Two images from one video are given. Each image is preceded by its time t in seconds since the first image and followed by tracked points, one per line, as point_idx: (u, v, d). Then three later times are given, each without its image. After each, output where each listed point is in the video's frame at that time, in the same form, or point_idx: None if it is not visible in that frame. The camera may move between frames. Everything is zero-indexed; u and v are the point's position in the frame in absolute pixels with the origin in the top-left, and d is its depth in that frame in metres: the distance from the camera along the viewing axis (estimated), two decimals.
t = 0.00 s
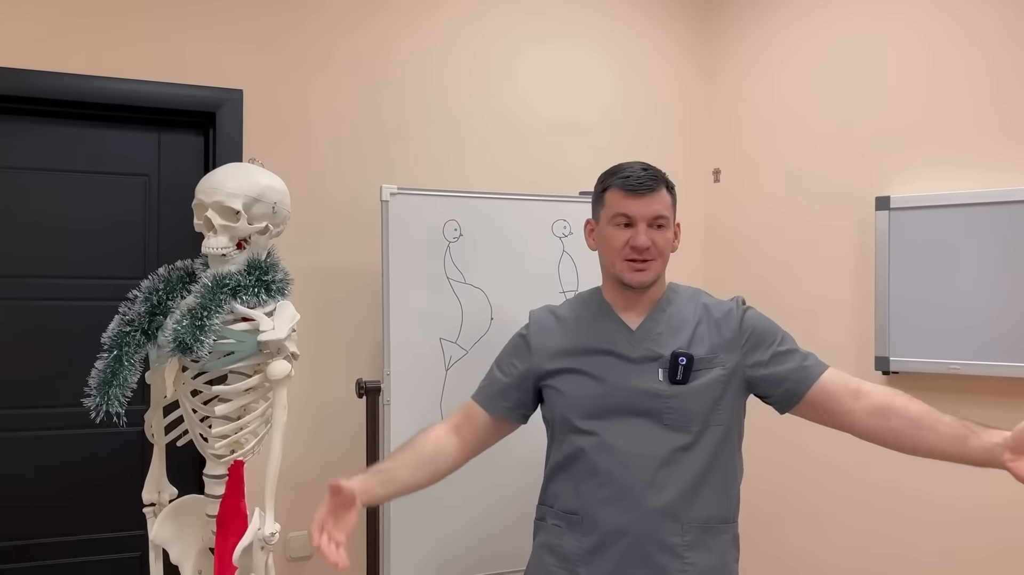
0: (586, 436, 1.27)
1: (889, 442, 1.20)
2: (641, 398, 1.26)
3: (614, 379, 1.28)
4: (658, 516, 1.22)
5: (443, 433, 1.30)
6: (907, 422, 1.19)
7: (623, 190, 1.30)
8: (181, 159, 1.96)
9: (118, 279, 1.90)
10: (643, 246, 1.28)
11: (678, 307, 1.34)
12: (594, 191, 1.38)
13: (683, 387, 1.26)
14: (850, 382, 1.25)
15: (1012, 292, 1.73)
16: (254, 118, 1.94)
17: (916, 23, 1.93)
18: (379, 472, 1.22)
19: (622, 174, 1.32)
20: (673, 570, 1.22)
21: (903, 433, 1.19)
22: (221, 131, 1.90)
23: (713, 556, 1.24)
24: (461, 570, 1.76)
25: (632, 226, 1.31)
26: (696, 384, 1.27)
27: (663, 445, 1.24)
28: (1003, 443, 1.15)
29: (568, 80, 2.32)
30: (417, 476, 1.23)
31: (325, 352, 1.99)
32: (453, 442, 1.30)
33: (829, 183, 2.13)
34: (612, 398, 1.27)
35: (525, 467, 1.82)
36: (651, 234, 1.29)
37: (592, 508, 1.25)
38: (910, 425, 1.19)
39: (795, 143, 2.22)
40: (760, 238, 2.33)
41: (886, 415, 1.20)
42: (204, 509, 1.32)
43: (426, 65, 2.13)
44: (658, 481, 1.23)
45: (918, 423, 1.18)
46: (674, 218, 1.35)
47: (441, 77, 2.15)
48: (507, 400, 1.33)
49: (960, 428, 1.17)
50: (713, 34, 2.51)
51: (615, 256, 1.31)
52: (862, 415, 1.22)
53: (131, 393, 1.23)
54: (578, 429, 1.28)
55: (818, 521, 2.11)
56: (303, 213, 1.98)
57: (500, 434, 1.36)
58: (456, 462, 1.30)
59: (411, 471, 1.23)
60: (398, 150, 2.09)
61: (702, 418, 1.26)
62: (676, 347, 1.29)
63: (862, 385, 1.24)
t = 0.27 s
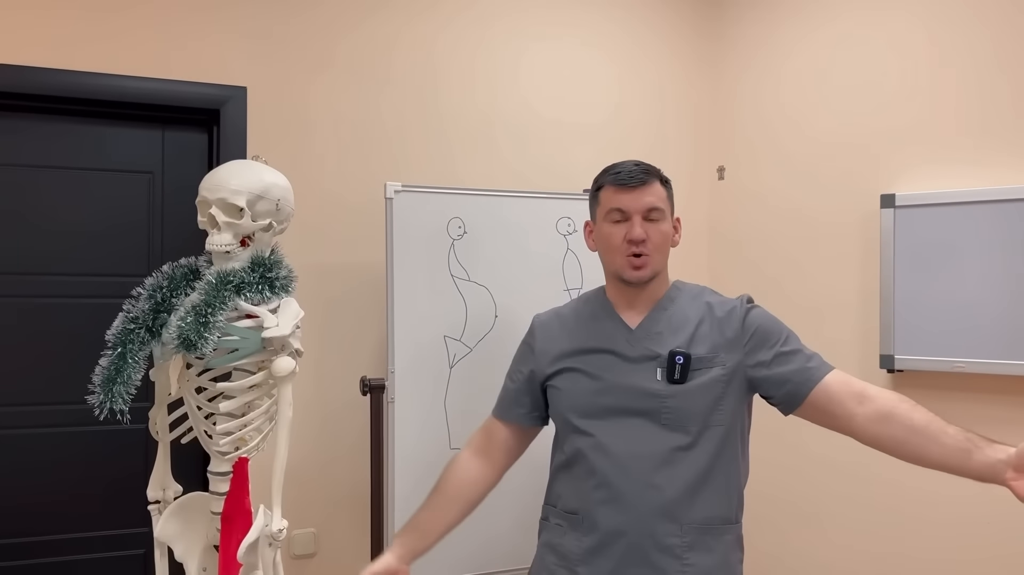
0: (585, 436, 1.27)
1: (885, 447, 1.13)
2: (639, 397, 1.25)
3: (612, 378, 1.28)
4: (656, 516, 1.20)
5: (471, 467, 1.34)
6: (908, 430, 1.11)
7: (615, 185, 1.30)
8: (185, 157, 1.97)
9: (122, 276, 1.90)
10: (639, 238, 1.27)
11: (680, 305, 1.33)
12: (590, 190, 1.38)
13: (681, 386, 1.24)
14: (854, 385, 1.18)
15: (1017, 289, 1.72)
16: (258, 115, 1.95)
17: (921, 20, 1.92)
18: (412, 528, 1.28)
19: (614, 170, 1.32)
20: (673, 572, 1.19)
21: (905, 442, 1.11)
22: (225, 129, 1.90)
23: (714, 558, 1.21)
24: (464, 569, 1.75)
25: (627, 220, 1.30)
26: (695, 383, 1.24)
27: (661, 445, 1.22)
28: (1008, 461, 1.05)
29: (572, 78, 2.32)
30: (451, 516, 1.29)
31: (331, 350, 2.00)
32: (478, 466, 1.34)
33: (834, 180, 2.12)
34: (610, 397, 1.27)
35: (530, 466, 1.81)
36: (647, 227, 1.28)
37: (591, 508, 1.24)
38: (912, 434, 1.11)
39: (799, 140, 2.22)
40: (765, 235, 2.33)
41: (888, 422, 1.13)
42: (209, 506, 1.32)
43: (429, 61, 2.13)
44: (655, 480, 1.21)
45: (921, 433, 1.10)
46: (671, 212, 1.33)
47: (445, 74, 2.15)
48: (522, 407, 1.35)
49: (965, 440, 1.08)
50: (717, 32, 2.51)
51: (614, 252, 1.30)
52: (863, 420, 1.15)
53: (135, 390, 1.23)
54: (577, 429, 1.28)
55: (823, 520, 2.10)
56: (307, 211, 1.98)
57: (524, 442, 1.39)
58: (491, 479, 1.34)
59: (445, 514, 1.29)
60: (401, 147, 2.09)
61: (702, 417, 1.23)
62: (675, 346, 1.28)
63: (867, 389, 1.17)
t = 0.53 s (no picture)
0: (584, 435, 1.27)
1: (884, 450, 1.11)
2: (636, 396, 1.25)
3: (610, 378, 1.27)
4: (655, 516, 1.20)
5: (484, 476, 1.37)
6: (910, 432, 1.09)
7: (612, 184, 1.30)
8: (190, 155, 1.97)
9: (127, 275, 1.90)
10: (636, 237, 1.27)
11: (681, 304, 1.31)
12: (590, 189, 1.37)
13: (678, 385, 1.23)
14: (856, 386, 1.16)
15: None
16: (263, 114, 1.95)
17: (927, 18, 1.91)
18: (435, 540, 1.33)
19: (612, 169, 1.31)
20: (672, 572, 1.18)
21: (906, 443, 1.09)
22: (230, 127, 1.90)
23: (715, 558, 1.19)
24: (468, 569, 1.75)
25: (625, 219, 1.29)
26: (693, 381, 1.23)
27: (658, 444, 1.22)
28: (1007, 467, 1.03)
29: (575, 78, 2.31)
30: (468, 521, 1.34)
31: (336, 348, 2.00)
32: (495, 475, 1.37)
33: (840, 179, 2.11)
34: (608, 397, 1.27)
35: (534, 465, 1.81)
36: (644, 226, 1.27)
37: (590, 507, 1.24)
38: (914, 436, 1.09)
39: (804, 138, 2.21)
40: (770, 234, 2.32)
41: (889, 424, 1.11)
42: (214, 506, 1.32)
43: (434, 60, 2.13)
44: (653, 480, 1.20)
45: (923, 435, 1.08)
46: (671, 209, 1.32)
47: (449, 73, 2.14)
48: (529, 408, 1.37)
49: (966, 444, 1.06)
50: (722, 30, 2.50)
51: (611, 252, 1.30)
52: (864, 421, 1.13)
53: (141, 388, 1.23)
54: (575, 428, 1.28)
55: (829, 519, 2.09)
56: (311, 210, 1.98)
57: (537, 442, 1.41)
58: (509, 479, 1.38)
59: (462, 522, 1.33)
60: (406, 146, 2.09)
61: (700, 416, 1.22)
62: (673, 344, 1.26)
63: (871, 390, 1.15)
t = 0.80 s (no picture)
0: (584, 434, 1.27)
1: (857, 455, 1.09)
2: (637, 395, 1.24)
3: (611, 376, 1.27)
4: (655, 515, 1.19)
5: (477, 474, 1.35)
6: (883, 443, 1.05)
7: (615, 184, 1.29)
8: (194, 154, 1.96)
9: (130, 274, 1.90)
10: (638, 237, 1.26)
11: (683, 303, 1.31)
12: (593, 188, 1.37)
13: (679, 384, 1.23)
14: (847, 394, 1.12)
15: None
16: (266, 113, 1.94)
17: (932, 16, 1.90)
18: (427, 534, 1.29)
19: (615, 169, 1.30)
20: (672, 572, 1.18)
21: (878, 456, 1.06)
22: (233, 126, 1.90)
23: (715, 558, 1.19)
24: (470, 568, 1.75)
25: (627, 219, 1.28)
26: (694, 381, 1.23)
27: (659, 443, 1.21)
28: (957, 476, 0.94)
29: (579, 77, 2.31)
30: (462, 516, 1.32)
31: (340, 347, 1.99)
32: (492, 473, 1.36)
33: (845, 177, 2.10)
34: (608, 395, 1.26)
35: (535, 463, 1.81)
36: (647, 226, 1.26)
37: (591, 506, 1.24)
38: (885, 448, 1.05)
39: (808, 137, 2.20)
40: (774, 232, 2.31)
41: (867, 433, 1.07)
42: (218, 505, 1.32)
43: (437, 59, 2.12)
44: (653, 479, 1.20)
45: (893, 447, 1.04)
46: (674, 209, 1.31)
47: (453, 71, 2.14)
48: (529, 406, 1.37)
49: (929, 454, 1.00)
50: (726, 28, 2.49)
51: (613, 252, 1.29)
52: (848, 429, 1.10)
53: (146, 387, 1.23)
54: (575, 427, 1.28)
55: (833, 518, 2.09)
56: (315, 209, 1.98)
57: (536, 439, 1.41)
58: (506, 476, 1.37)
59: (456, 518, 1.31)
60: (409, 145, 2.09)
61: (701, 416, 1.21)
62: (675, 343, 1.26)
63: (860, 397, 1.11)
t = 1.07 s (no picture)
0: (585, 432, 1.26)
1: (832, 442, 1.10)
2: (639, 393, 1.24)
3: (613, 374, 1.26)
4: (656, 514, 1.19)
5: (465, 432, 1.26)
6: (848, 437, 1.04)
7: (619, 193, 1.25)
8: (196, 154, 1.97)
9: (133, 273, 1.90)
10: (641, 248, 1.23)
11: (685, 302, 1.30)
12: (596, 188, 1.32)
13: (682, 382, 1.22)
14: (831, 392, 1.11)
15: None
16: (269, 112, 1.94)
17: (936, 14, 1.89)
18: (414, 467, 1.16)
19: (619, 174, 1.25)
20: (674, 571, 1.18)
21: (843, 448, 1.06)
22: (236, 125, 1.90)
23: (717, 557, 1.19)
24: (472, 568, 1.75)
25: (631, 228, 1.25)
26: (697, 379, 1.22)
27: (661, 441, 1.21)
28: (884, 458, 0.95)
29: (581, 76, 2.30)
30: (451, 469, 1.20)
31: (343, 346, 1.99)
32: (480, 441, 1.27)
33: (848, 176, 2.09)
34: (610, 393, 1.26)
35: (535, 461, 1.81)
36: (650, 237, 1.24)
37: (591, 505, 1.23)
38: (850, 441, 1.04)
39: (812, 135, 2.19)
40: (778, 232, 2.30)
41: (839, 428, 1.06)
42: (221, 505, 1.32)
43: (439, 58, 2.12)
44: (654, 478, 1.20)
45: (856, 439, 1.03)
46: (678, 213, 1.28)
47: (455, 70, 2.14)
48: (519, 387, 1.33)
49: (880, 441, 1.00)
50: (728, 27, 2.48)
51: (616, 260, 1.27)
52: (826, 427, 1.10)
53: (148, 387, 1.23)
54: (576, 425, 1.27)
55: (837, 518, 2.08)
56: (317, 208, 1.98)
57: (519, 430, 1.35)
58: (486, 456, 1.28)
59: (446, 464, 1.19)
60: (411, 144, 2.09)
61: (703, 414, 1.21)
62: (677, 341, 1.26)
63: (840, 394, 1.10)
